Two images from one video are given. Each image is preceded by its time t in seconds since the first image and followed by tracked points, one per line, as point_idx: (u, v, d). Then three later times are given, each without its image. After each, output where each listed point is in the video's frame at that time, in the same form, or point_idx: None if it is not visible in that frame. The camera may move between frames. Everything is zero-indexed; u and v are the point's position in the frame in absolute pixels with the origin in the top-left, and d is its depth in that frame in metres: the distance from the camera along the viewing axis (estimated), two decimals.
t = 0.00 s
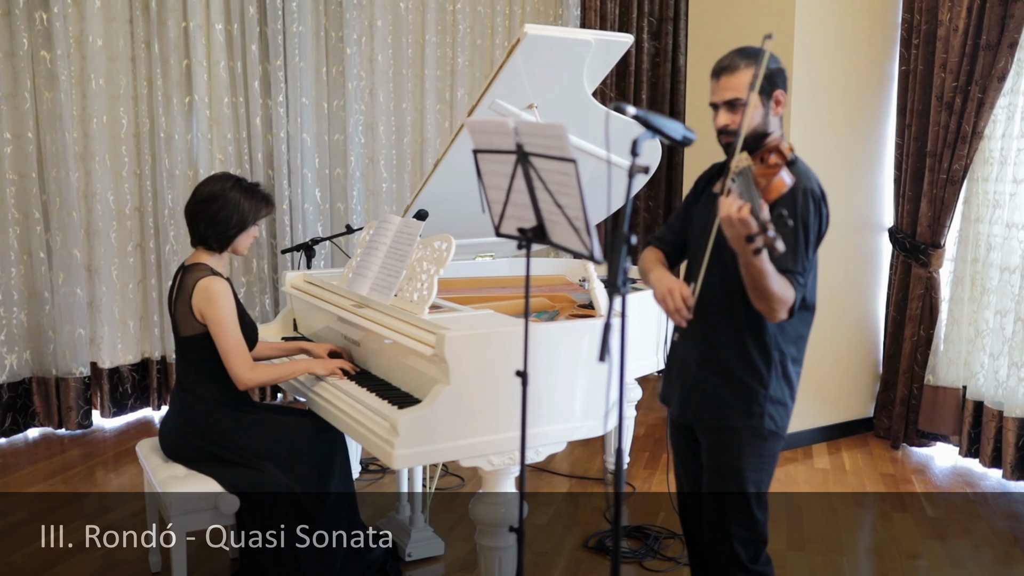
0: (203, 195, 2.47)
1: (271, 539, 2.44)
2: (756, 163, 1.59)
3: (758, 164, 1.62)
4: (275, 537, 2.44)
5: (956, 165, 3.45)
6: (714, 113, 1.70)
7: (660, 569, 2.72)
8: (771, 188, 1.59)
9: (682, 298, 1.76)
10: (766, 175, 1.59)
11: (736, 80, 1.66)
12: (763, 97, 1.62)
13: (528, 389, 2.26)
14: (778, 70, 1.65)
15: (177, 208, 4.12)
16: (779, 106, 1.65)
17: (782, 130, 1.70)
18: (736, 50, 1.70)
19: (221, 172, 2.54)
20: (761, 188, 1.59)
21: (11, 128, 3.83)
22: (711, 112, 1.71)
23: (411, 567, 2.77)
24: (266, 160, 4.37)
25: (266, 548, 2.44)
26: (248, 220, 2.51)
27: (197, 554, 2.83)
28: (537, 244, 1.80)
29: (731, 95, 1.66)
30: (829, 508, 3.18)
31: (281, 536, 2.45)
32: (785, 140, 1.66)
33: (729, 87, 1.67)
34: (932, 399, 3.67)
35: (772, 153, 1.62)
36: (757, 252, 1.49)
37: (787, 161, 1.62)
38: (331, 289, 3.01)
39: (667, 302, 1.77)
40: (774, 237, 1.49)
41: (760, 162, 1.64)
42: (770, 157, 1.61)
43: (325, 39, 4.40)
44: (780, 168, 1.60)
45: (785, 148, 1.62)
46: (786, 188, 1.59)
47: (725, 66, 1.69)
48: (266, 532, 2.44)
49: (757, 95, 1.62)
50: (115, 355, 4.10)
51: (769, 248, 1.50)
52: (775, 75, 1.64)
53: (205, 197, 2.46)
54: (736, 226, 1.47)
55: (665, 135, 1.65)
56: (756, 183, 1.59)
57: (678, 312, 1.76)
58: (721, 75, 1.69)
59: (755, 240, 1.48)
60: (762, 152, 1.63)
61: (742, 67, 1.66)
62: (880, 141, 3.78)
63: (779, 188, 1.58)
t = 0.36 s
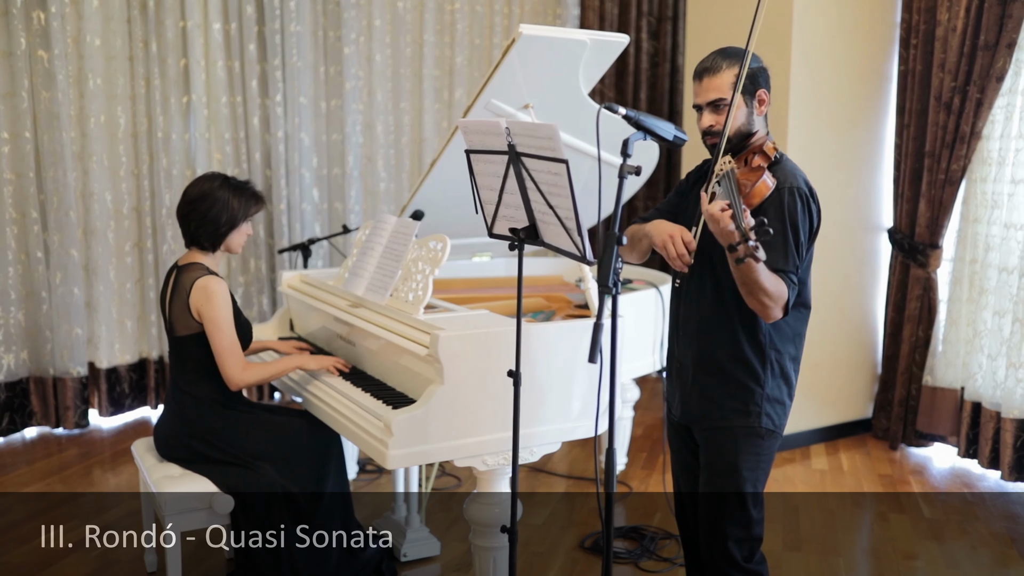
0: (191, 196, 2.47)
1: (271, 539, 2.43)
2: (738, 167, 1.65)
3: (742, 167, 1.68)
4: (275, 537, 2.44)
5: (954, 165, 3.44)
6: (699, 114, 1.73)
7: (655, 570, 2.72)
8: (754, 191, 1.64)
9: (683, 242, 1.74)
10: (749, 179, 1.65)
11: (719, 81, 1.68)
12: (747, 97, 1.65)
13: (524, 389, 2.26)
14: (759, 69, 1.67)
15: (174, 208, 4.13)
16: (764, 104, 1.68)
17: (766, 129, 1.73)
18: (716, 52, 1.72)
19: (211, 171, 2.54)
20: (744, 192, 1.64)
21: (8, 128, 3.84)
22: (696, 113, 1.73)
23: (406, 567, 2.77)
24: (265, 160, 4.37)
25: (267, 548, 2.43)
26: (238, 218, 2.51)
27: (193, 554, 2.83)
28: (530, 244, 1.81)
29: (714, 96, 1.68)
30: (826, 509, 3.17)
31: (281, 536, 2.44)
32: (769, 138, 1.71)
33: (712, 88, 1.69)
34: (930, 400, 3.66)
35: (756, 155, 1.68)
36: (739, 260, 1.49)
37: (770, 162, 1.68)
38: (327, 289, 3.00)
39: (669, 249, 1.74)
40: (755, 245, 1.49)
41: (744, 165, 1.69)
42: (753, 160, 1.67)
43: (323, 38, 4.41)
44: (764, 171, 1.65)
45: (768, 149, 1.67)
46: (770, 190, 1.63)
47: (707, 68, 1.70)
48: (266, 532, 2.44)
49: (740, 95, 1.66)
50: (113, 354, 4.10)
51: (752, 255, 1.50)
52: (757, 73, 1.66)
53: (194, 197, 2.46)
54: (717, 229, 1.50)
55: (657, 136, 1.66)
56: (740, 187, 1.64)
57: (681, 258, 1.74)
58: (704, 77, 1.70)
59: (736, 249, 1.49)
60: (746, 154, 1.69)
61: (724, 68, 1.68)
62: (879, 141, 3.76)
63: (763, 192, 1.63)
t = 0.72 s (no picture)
0: (184, 196, 2.49)
1: (271, 539, 2.45)
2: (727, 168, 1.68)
3: (732, 168, 1.71)
4: (275, 537, 2.45)
5: (951, 166, 3.45)
6: (688, 119, 1.73)
7: (652, 570, 2.72)
8: (742, 191, 1.67)
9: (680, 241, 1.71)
10: (737, 179, 1.68)
11: (706, 85, 1.68)
12: (735, 100, 1.66)
13: (519, 389, 2.26)
14: (747, 71, 1.67)
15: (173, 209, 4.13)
16: (752, 106, 1.69)
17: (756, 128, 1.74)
18: (703, 56, 1.72)
19: (205, 171, 2.55)
20: (732, 192, 1.67)
21: (7, 128, 3.84)
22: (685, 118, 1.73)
23: (403, 567, 2.77)
24: (263, 160, 4.38)
25: (267, 548, 2.44)
26: (229, 217, 2.51)
27: (190, 554, 2.83)
28: (524, 244, 1.82)
29: (702, 100, 1.68)
30: (822, 509, 3.18)
31: (281, 536, 2.46)
32: (758, 138, 1.72)
33: (700, 93, 1.69)
34: (927, 400, 3.66)
35: (745, 156, 1.70)
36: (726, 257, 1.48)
37: (761, 162, 1.69)
38: (324, 289, 3.01)
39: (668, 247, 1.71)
40: (742, 242, 1.47)
41: (735, 165, 1.72)
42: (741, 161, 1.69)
43: (321, 39, 4.42)
44: (751, 170, 1.68)
45: (758, 150, 1.69)
46: (758, 189, 1.66)
47: (694, 72, 1.70)
48: (267, 532, 2.45)
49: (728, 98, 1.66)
50: (111, 354, 4.10)
51: (738, 253, 1.48)
52: (745, 75, 1.66)
53: (187, 197, 2.48)
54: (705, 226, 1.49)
55: (649, 138, 1.67)
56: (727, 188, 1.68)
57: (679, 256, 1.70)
58: (692, 82, 1.70)
59: (721, 247, 1.47)
60: (736, 155, 1.71)
61: (712, 72, 1.68)
62: (876, 142, 3.77)
63: (750, 191, 1.66)
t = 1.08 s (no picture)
0: (184, 200, 2.48)
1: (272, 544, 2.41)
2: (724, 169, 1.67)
3: (730, 169, 1.70)
4: (275, 537, 2.43)
5: (948, 170, 3.45)
6: (688, 120, 1.72)
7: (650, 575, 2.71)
8: (738, 193, 1.65)
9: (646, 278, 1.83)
10: (734, 180, 1.67)
11: (707, 87, 1.67)
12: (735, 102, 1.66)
13: (515, 393, 2.26)
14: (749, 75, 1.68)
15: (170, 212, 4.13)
16: (752, 110, 1.68)
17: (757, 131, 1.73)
18: (705, 58, 1.71)
19: (203, 176, 2.55)
20: (728, 193, 1.66)
21: (4, 132, 3.84)
22: (685, 119, 1.72)
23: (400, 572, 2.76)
24: (261, 164, 4.37)
25: (266, 548, 2.42)
26: (228, 220, 2.50)
27: (187, 559, 2.82)
28: (522, 249, 1.81)
29: (702, 102, 1.68)
30: (820, 514, 3.17)
31: (281, 536, 2.44)
32: (758, 141, 1.71)
33: (700, 94, 1.68)
34: (925, 404, 3.66)
35: (744, 158, 1.69)
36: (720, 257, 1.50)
37: (759, 165, 1.69)
38: (321, 294, 3.01)
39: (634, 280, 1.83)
40: (736, 242, 1.48)
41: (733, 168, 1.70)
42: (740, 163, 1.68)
43: (319, 43, 4.42)
44: (749, 171, 1.67)
45: (756, 153, 1.69)
46: (755, 190, 1.65)
47: (696, 74, 1.70)
48: (267, 532, 2.43)
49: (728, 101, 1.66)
50: (108, 359, 4.09)
51: (732, 253, 1.49)
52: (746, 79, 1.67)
53: (186, 201, 2.48)
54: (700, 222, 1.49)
55: (648, 142, 1.66)
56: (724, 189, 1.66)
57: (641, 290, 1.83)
58: (692, 83, 1.70)
59: (715, 247, 1.48)
60: (735, 157, 1.69)
61: (712, 74, 1.68)
62: (874, 146, 3.77)
63: (747, 192, 1.65)
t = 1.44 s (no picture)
0: (173, 213, 2.46)
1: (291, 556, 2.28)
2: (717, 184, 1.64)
3: (724, 184, 1.67)
4: (275, 537, 2.41)
5: (945, 180, 3.44)
6: (680, 133, 1.71)
7: None
8: (732, 209, 1.63)
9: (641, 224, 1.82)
10: (728, 195, 1.64)
11: (697, 101, 1.66)
12: (726, 116, 1.65)
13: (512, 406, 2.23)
14: (739, 86, 1.67)
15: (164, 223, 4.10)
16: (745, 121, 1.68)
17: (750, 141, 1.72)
18: (694, 71, 1.69)
19: (193, 187, 2.52)
20: (722, 209, 1.64)
21: None
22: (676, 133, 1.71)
23: None
24: (255, 174, 4.35)
25: (265, 548, 2.39)
26: (219, 232, 2.47)
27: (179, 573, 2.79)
28: (519, 260, 1.79)
29: (693, 116, 1.66)
30: (818, 526, 3.15)
31: (281, 536, 2.42)
32: (750, 151, 1.69)
33: (691, 108, 1.67)
34: (923, 415, 3.64)
35: (738, 171, 1.66)
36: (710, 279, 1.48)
37: (753, 177, 1.66)
38: (316, 305, 2.98)
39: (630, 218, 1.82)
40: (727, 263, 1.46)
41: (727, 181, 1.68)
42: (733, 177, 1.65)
43: (314, 52, 4.40)
44: (742, 186, 1.64)
45: (750, 165, 1.66)
46: (748, 206, 1.63)
47: (685, 87, 1.68)
48: (266, 532, 2.40)
49: (719, 114, 1.66)
50: (101, 370, 4.06)
51: (723, 274, 1.48)
52: (735, 90, 1.66)
53: (176, 214, 2.46)
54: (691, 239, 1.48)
55: (647, 153, 1.64)
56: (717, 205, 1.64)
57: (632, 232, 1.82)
58: (682, 96, 1.68)
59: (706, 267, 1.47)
60: (728, 171, 1.67)
61: (701, 86, 1.66)
62: (870, 155, 3.77)
63: (740, 208, 1.63)
